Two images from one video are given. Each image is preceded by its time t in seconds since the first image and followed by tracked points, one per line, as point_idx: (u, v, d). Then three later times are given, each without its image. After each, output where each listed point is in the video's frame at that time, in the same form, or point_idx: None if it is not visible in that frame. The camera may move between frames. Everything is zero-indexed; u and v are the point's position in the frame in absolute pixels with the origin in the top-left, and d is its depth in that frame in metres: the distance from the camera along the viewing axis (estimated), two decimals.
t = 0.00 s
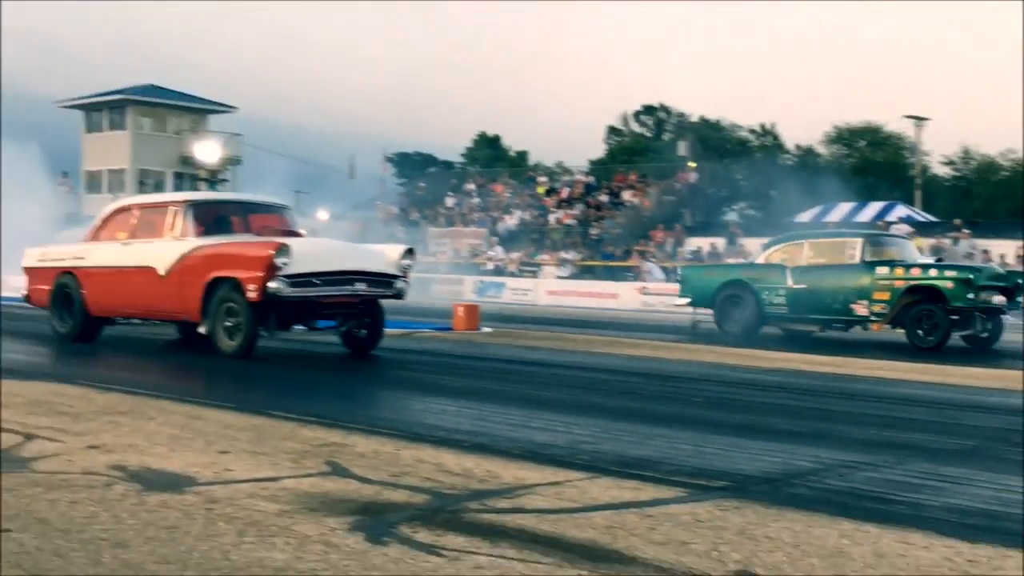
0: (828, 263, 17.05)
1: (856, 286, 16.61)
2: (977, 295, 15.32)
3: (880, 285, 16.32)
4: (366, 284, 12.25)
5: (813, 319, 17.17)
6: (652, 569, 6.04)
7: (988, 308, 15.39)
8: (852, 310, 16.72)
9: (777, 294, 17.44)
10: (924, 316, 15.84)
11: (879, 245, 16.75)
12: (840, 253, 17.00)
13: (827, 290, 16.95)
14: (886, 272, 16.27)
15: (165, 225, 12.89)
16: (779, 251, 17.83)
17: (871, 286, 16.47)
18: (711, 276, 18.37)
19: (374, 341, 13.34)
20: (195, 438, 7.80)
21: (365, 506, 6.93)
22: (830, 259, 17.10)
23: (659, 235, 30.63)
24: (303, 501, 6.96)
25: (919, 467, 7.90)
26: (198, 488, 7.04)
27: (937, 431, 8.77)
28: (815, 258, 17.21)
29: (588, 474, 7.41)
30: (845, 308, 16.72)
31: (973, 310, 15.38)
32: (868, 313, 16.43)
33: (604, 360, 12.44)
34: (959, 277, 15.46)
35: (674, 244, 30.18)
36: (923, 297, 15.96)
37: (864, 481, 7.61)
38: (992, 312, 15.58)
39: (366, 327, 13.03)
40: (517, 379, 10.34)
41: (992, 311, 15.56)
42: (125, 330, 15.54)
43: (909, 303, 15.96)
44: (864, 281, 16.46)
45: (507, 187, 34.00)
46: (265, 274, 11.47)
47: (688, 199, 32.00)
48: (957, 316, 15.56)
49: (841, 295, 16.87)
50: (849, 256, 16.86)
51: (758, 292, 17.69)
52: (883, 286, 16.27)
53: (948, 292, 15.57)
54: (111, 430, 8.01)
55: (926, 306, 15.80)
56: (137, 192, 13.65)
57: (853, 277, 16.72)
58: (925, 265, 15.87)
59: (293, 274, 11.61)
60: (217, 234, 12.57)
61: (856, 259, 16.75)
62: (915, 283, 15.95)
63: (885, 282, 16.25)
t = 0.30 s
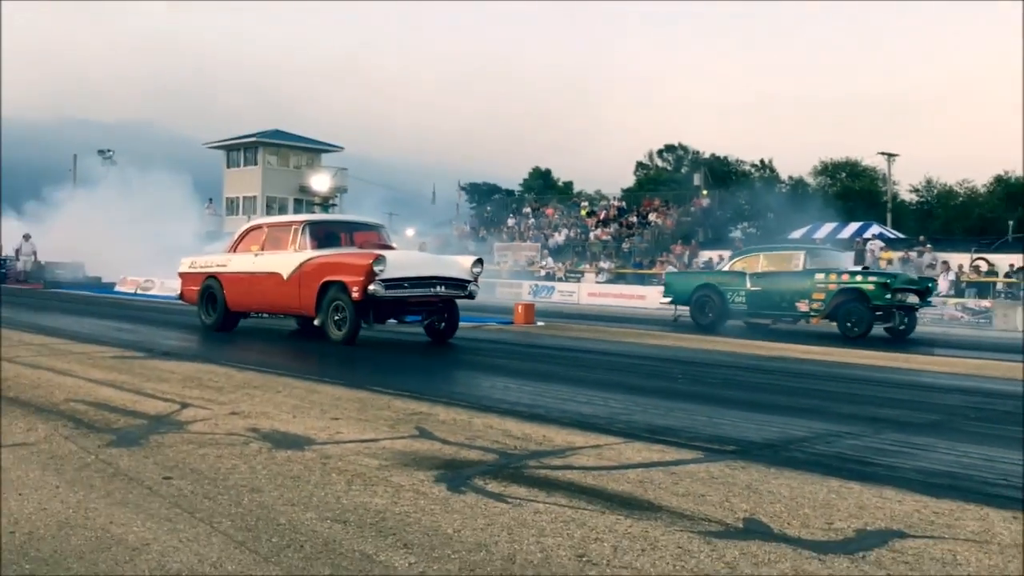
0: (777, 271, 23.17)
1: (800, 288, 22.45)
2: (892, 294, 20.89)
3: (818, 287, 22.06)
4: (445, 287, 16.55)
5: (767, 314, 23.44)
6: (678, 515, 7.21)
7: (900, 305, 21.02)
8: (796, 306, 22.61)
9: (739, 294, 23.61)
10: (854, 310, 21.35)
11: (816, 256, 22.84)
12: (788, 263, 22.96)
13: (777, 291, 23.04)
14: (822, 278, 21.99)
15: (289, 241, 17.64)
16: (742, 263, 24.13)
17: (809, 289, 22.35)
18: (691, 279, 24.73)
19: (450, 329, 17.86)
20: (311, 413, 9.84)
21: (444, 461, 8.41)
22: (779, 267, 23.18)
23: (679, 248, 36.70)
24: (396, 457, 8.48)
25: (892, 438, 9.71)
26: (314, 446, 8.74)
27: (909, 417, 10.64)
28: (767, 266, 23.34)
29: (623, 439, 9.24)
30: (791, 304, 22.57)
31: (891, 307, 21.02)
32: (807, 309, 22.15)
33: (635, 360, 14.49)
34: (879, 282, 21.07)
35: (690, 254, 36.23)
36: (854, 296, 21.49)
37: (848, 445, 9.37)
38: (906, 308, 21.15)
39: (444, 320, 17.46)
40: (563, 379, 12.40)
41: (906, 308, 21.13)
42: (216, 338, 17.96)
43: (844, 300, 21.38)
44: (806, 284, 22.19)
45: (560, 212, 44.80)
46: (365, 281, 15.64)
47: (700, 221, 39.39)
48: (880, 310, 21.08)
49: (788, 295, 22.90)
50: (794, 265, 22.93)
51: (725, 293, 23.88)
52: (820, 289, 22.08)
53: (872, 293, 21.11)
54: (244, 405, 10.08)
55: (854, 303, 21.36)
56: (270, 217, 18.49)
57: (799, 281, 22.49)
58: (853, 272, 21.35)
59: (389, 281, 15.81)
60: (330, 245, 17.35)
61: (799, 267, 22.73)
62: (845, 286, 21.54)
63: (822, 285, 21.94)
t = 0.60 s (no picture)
0: (745, 277, 24.45)
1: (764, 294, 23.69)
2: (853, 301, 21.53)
3: (783, 294, 23.12)
4: (450, 290, 16.60)
5: (737, 319, 24.66)
6: (689, 522, 7.21)
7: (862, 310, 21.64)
8: (763, 312, 23.74)
9: (709, 299, 24.88)
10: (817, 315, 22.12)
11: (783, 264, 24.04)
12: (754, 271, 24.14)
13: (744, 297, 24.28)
14: (785, 285, 23.16)
15: (295, 244, 17.77)
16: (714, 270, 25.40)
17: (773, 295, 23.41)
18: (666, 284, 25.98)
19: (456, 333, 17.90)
20: (323, 416, 9.87)
21: (455, 466, 8.40)
22: (747, 273, 24.39)
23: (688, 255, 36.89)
24: (408, 462, 8.47)
25: (905, 448, 9.64)
26: (326, 449, 8.76)
27: (921, 426, 10.58)
28: (735, 273, 24.55)
29: (635, 445, 9.22)
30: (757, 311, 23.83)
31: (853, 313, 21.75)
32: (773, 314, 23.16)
33: (647, 366, 14.45)
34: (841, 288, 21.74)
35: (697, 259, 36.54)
36: (814, 301, 22.45)
37: (861, 455, 9.31)
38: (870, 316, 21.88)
39: (447, 323, 17.52)
40: (574, 386, 12.36)
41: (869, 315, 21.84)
42: (227, 340, 17.97)
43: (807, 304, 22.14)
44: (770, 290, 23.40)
45: (571, 217, 45.28)
46: (370, 283, 15.75)
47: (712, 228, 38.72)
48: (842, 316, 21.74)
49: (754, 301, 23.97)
50: (761, 272, 24.16)
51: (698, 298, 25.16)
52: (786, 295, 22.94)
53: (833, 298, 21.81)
54: (256, 408, 10.10)
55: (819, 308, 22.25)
56: (277, 221, 18.64)
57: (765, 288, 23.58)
58: (816, 278, 22.10)
59: (394, 284, 15.90)
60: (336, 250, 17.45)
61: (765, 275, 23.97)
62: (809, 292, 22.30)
63: (786, 291, 23.00)
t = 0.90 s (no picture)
0: (720, 275, 25.08)
1: (738, 292, 24.35)
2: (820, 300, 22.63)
3: (756, 292, 23.80)
4: (455, 290, 16.72)
5: (713, 315, 25.23)
6: (715, 523, 7.18)
7: (830, 307, 22.70)
8: (738, 309, 24.38)
9: (686, 297, 25.50)
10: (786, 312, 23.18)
11: (758, 263, 24.67)
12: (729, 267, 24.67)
13: (719, 295, 24.92)
14: (757, 283, 23.84)
15: (305, 245, 17.90)
16: (692, 268, 25.90)
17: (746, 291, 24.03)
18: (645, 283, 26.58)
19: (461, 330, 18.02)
20: (347, 416, 9.90)
21: (480, 467, 8.41)
22: (722, 271, 25.02)
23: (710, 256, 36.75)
24: (432, 463, 8.48)
25: (932, 449, 9.56)
26: (351, 450, 8.79)
27: (948, 427, 10.48)
28: (711, 271, 25.12)
29: (659, 446, 9.19)
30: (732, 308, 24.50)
31: (823, 310, 22.70)
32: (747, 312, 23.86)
33: (669, 367, 14.43)
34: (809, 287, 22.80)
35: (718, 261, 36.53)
36: (787, 299, 23.27)
37: (888, 456, 9.24)
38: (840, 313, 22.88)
39: (454, 321, 17.63)
40: (596, 386, 12.34)
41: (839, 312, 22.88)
42: (249, 340, 18.07)
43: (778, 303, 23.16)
44: (744, 288, 24.07)
45: (594, 217, 44.82)
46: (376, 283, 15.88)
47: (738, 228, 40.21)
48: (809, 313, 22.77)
49: (729, 299, 24.63)
50: (736, 270, 24.78)
51: (676, 295, 25.72)
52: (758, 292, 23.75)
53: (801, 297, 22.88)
54: (280, 408, 10.15)
55: (790, 307, 23.11)
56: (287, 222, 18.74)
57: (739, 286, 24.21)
58: (786, 277, 23.04)
59: (399, 284, 16.01)
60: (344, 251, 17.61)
61: (740, 273, 24.59)
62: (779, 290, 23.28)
63: (759, 289, 23.70)
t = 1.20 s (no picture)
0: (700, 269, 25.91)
1: (717, 286, 25.17)
2: (795, 291, 23.55)
3: (734, 286, 24.66)
4: (460, 285, 16.96)
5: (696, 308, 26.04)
6: (748, 520, 7.14)
7: (805, 299, 23.61)
8: (718, 302, 25.20)
9: (669, 290, 26.35)
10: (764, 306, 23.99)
11: (737, 258, 25.43)
12: (709, 263, 25.43)
13: (701, 288, 25.73)
14: (735, 277, 24.68)
15: (318, 241, 18.11)
16: (676, 263, 26.81)
17: (726, 286, 24.82)
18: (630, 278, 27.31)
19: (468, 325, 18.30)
20: (378, 411, 9.95)
21: (510, 462, 8.42)
22: (702, 266, 25.84)
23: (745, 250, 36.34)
24: (463, 458, 8.51)
25: (967, 446, 9.45)
26: (382, 445, 8.83)
27: (982, 425, 10.36)
28: (693, 266, 25.92)
29: (691, 443, 9.15)
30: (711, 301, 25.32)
31: (796, 302, 23.61)
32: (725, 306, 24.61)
33: (697, 363, 14.39)
34: (783, 280, 23.79)
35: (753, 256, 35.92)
36: (762, 292, 24.22)
37: (922, 453, 9.15)
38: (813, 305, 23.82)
39: (460, 315, 17.90)
40: (624, 382, 12.32)
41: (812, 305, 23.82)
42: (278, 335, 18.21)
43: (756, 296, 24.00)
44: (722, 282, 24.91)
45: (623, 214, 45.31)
46: (383, 277, 16.17)
47: (768, 223, 39.74)
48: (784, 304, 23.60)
49: (709, 292, 25.43)
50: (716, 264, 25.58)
51: (660, 289, 26.58)
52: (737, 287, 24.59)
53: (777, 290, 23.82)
54: (312, 403, 10.23)
55: (764, 299, 24.05)
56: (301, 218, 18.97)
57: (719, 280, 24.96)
58: (761, 271, 24.00)
59: (405, 278, 16.29)
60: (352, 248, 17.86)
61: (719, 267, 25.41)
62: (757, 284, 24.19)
63: (737, 283, 24.56)
